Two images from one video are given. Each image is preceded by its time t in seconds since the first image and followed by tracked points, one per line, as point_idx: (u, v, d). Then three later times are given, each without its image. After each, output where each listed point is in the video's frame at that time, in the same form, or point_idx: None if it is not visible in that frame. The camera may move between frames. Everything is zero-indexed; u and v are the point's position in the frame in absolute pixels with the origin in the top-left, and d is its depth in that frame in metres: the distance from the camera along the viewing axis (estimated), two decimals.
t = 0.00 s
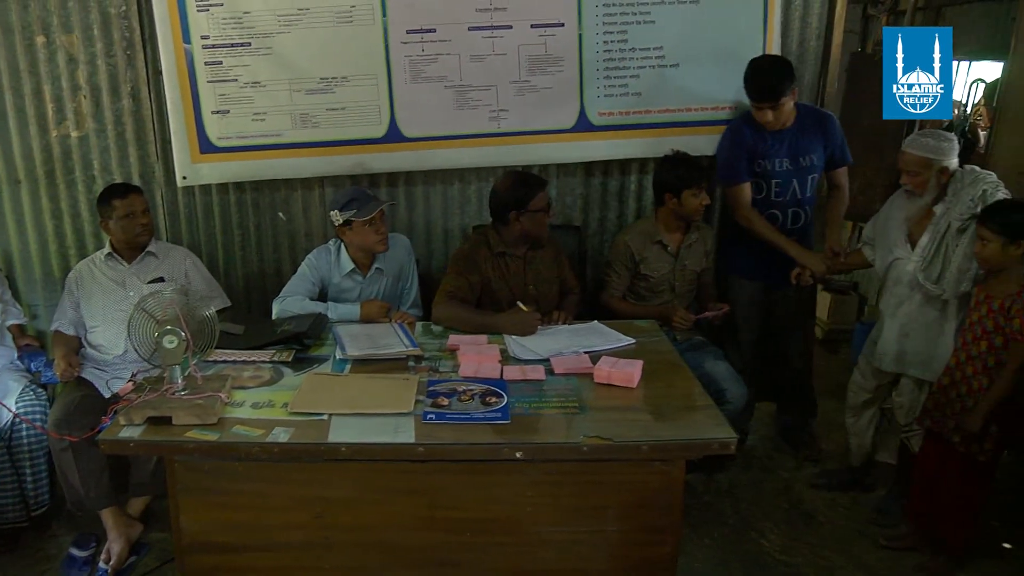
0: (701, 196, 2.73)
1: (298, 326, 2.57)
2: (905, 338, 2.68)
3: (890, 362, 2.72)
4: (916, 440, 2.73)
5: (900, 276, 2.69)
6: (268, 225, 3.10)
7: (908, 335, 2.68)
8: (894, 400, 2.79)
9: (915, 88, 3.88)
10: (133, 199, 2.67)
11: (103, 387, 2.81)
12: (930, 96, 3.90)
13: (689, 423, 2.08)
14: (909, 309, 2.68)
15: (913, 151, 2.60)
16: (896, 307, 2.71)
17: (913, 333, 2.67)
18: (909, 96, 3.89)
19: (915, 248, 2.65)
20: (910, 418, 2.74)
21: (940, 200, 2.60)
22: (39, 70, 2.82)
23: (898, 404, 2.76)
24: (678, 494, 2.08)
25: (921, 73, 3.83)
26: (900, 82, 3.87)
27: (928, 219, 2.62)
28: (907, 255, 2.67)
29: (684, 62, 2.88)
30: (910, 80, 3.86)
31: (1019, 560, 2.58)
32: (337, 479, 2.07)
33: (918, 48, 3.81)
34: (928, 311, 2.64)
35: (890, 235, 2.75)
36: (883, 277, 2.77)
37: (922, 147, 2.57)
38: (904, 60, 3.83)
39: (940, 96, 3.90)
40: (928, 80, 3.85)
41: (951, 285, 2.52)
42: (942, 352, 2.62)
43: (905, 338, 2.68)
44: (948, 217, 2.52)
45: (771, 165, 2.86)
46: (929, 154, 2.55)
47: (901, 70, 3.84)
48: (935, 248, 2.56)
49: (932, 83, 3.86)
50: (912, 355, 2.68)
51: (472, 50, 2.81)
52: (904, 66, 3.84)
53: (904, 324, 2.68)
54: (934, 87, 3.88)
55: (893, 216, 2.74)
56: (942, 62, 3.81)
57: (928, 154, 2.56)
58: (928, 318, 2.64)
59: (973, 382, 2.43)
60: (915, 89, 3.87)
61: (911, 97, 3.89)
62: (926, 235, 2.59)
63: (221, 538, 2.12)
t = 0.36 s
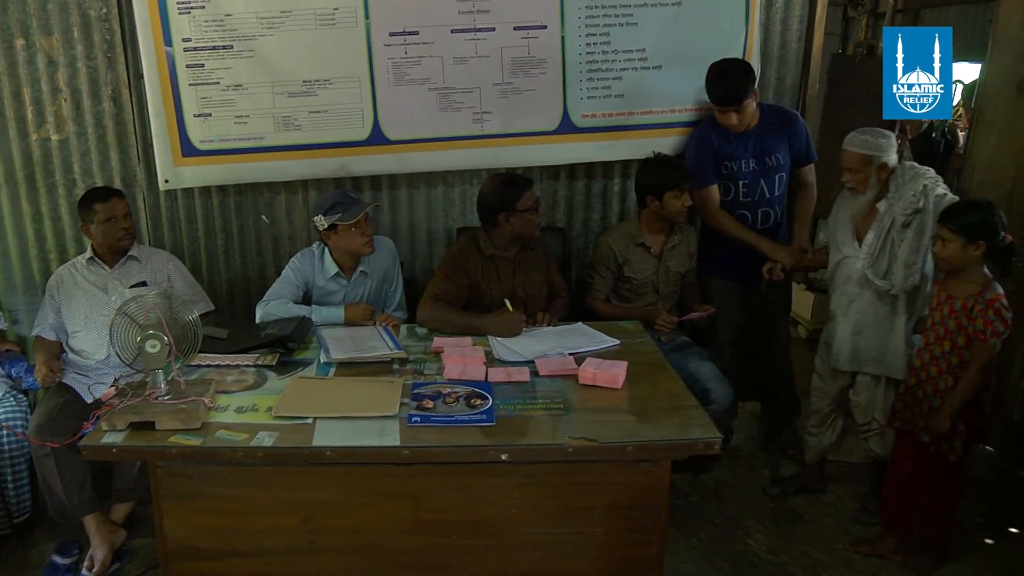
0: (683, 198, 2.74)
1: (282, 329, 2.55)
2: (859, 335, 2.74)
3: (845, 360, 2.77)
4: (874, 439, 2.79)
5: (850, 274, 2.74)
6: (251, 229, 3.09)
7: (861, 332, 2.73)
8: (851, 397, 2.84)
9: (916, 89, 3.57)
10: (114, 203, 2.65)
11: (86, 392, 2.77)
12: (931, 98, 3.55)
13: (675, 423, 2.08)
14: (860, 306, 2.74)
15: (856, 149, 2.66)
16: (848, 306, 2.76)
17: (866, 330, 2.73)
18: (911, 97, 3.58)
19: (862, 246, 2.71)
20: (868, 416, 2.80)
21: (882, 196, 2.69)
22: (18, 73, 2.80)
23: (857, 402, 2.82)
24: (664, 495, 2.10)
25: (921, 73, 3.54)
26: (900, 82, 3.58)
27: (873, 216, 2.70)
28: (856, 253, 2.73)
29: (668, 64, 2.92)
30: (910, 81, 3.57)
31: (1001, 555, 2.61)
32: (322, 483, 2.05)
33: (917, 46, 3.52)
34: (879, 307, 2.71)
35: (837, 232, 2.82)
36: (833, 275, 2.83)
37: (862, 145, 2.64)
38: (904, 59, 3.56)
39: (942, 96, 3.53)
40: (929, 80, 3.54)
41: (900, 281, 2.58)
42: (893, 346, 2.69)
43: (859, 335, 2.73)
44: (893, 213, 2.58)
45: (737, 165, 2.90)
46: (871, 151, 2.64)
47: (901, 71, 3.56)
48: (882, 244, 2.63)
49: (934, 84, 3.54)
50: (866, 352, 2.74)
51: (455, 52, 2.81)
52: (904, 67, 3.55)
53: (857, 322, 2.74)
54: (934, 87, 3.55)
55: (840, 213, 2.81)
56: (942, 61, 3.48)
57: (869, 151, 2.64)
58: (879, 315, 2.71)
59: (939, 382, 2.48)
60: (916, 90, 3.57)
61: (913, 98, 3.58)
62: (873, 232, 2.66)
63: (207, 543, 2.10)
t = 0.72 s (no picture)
0: (664, 199, 2.75)
1: (266, 333, 2.53)
2: (810, 331, 2.77)
3: (797, 355, 2.81)
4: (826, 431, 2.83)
5: (801, 271, 2.77)
6: (234, 233, 3.08)
7: (812, 327, 2.77)
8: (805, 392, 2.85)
9: (915, 88, 4.06)
10: (95, 207, 2.63)
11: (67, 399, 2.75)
12: (931, 97, 4.07)
13: (659, 424, 2.09)
14: (811, 302, 2.77)
15: (802, 145, 2.69)
16: (799, 302, 2.80)
17: (818, 325, 2.76)
18: (910, 97, 4.06)
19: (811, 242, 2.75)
20: (822, 410, 2.81)
21: (828, 193, 2.72)
22: None
23: (810, 397, 2.83)
24: (648, 495, 2.10)
25: (920, 73, 4.03)
26: (900, 83, 4.07)
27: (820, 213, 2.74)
28: (805, 250, 2.76)
29: (650, 67, 2.95)
30: (909, 82, 4.06)
31: (983, 552, 2.63)
32: (306, 489, 2.04)
33: (916, 48, 4.04)
34: (828, 303, 2.74)
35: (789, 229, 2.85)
36: (787, 272, 2.85)
37: (810, 142, 2.66)
38: (904, 61, 4.07)
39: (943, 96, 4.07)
40: (930, 80, 4.03)
41: (845, 275, 2.61)
42: (844, 341, 2.72)
43: (810, 330, 2.77)
44: (836, 208, 2.64)
45: (715, 165, 2.94)
46: (815, 148, 2.67)
47: (901, 72, 4.07)
48: (827, 239, 2.68)
49: (934, 83, 4.04)
50: (818, 346, 2.77)
51: (439, 55, 2.82)
52: (903, 67, 4.06)
53: (807, 318, 2.77)
54: (935, 87, 4.04)
55: (793, 209, 2.83)
56: (941, 62, 4.02)
57: (813, 147, 2.67)
58: (829, 310, 2.74)
59: (903, 380, 2.49)
60: (916, 90, 4.05)
61: (914, 97, 4.05)
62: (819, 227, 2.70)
63: (191, 550, 2.08)
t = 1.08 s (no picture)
0: (647, 199, 2.76)
1: (250, 339, 2.52)
2: (774, 328, 2.80)
3: (762, 351, 2.83)
4: (791, 430, 2.85)
5: (765, 269, 2.81)
6: (218, 238, 3.07)
7: (775, 325, 2.79)
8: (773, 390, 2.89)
9: (916, 89, 3.25)
10: (78, 213, 2.61)
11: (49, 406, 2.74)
12: (931, 99, 3.20)
13: (643, 427, 2.09)
14: (774, 300, 2.80)
15: (770, 142, 2.72)
16: (762, 300, 2.84)
17: (781, 323, 2.79)
18: (913, 97, 3.23)
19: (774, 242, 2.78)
20: (789, 407, 2.84)
21: (791, 190, 2.76)
22: None
23: (778, 393, 2.86)
24: (634, 498, 2.11)
25: (920, 73, 3.24)
26: (900, 83, 3.28)
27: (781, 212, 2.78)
28: (769, 249, 2.80)
29: (634, 70, 2.96)
30: (912, 81, 3.25)
31: (967, 550, 2.65)
32: (293, 495, 2.03)
33: (915, 45, 3.25)
34: (789, 300, 2.77)
35: (756, 229, 2.88)
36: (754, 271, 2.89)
37: (777, 139, 2.70)
38: (904, 60, 3.27)
39: (943, 97, 3.18)
40: (929, 81, 3.21)
41: (801, 272, 2.65)
42: (807, 339, 2.76)
43: (773, 328, 2.80)
44: (794, 207, 2.67)
45: (694, 168, 2.95)
46: (783, 145, 2.70)
47: (899, 71, 3.28)
48: (787, 238, 2.71)
49: (933, 84, 3.20)
50: (782, 344, 2.80)
51: (423, 59, 2.82)
52: (902, 67, 3.27)
53: (771, 316, 2.80)
54: (934, 88, 3.20)
55: (759, 208, 2.87)
56: (941, 62, 3.19)
57: (780, 144, 2.70)
58: (792, 308, 2.77)
59: (873, 384, 2.52)
60: (918, 90, 3.22)
61: (915, 98, 3.23)
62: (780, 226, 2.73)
63: (177, 557, 2.06)
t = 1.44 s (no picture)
0: (629, 203, 2.77)
1: (234, 344, 2.50)
2: (750, 329, 2.80)
3: (738, 352, 2.84)
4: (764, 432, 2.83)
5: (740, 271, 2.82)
6: (202, 243, 3.05)
7: (752, 326, 2.80)
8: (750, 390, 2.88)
9: (916, 89, 3.13)
10: (60, 218, 2.59)
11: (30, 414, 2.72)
12: (932, 99, 3.14)
13: (628, 429, 2.10)
14: (751, 301, 2.80)
15: (744, 146, 2.71)
16: (739, 300, 2.84)
17: (757, 324, 2.79)
18: (912, 98, 3.15)
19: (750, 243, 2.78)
20: (765, 408, 2.83)
21: (765, 194, 2.76)
22: None
23: (753, 393, 2.85)
24: (620, 501, 2.11)
25: (920, 73, 3.13)
26: (899, 83, 3.15)
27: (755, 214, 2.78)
28: (745, 251, 2.80)
29: (618, 74, 2.98)
30: (909, 81, 3.14)
31: (951, 549, 2.67)
32: (279, 501, 2.02)
33: (916, 45, 3.14)
34: (765, 301, 2.77)
35: (735, 232, 2.89)
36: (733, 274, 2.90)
37: (750, 143, 2.70)
38: (903, 60, 3.15)
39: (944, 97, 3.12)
40: (930, 81, 3.13)
41: (773, 274, 2.65)
42: (782, 340, 2.73)
43: (750, 329, 2.80)
44: (766, 209, 2.67)
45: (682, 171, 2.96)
46: (757, 149, 2.69)
47: (898, 70, 3.15)
48: (760, 239, 2.72)
49: (934, 84, 3.12)
50: (757, 346, 2.79)
51: (407, 63, 2.82)
52: (901, 66, 3.15)
53: (747, 317, 2.81)
54: (935, 88, 3.13)
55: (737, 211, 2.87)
56: (942, 61, 3.12)
57: (755, 148, 2.69)
58: (768, 310, 2.76)
59: (844, 384, 2.54)
60: (915, 91, 3.14)
61: (914, 99, 3.15)
62: (754, 228, 2.74)
63: (162, 565, 2.04)
